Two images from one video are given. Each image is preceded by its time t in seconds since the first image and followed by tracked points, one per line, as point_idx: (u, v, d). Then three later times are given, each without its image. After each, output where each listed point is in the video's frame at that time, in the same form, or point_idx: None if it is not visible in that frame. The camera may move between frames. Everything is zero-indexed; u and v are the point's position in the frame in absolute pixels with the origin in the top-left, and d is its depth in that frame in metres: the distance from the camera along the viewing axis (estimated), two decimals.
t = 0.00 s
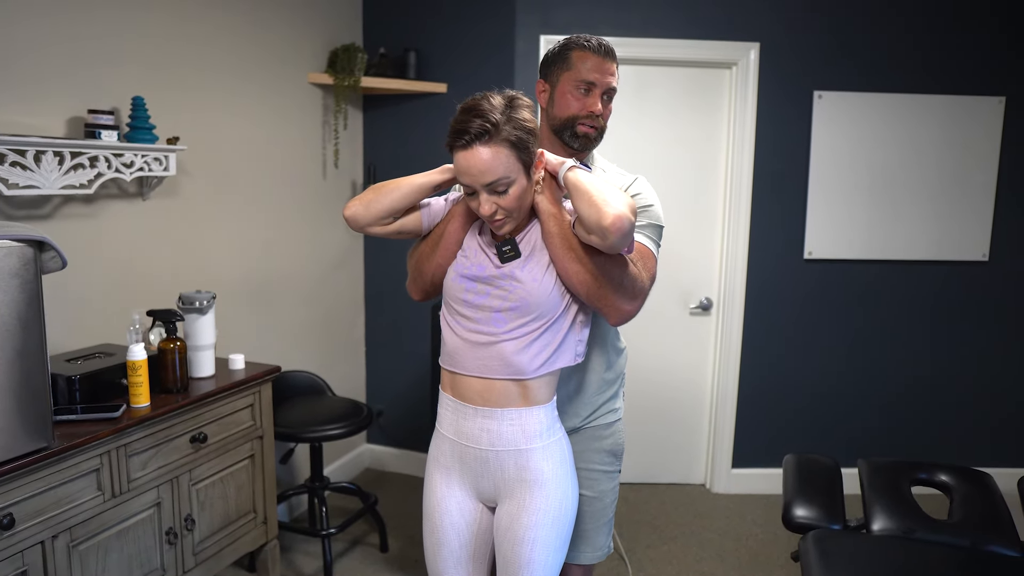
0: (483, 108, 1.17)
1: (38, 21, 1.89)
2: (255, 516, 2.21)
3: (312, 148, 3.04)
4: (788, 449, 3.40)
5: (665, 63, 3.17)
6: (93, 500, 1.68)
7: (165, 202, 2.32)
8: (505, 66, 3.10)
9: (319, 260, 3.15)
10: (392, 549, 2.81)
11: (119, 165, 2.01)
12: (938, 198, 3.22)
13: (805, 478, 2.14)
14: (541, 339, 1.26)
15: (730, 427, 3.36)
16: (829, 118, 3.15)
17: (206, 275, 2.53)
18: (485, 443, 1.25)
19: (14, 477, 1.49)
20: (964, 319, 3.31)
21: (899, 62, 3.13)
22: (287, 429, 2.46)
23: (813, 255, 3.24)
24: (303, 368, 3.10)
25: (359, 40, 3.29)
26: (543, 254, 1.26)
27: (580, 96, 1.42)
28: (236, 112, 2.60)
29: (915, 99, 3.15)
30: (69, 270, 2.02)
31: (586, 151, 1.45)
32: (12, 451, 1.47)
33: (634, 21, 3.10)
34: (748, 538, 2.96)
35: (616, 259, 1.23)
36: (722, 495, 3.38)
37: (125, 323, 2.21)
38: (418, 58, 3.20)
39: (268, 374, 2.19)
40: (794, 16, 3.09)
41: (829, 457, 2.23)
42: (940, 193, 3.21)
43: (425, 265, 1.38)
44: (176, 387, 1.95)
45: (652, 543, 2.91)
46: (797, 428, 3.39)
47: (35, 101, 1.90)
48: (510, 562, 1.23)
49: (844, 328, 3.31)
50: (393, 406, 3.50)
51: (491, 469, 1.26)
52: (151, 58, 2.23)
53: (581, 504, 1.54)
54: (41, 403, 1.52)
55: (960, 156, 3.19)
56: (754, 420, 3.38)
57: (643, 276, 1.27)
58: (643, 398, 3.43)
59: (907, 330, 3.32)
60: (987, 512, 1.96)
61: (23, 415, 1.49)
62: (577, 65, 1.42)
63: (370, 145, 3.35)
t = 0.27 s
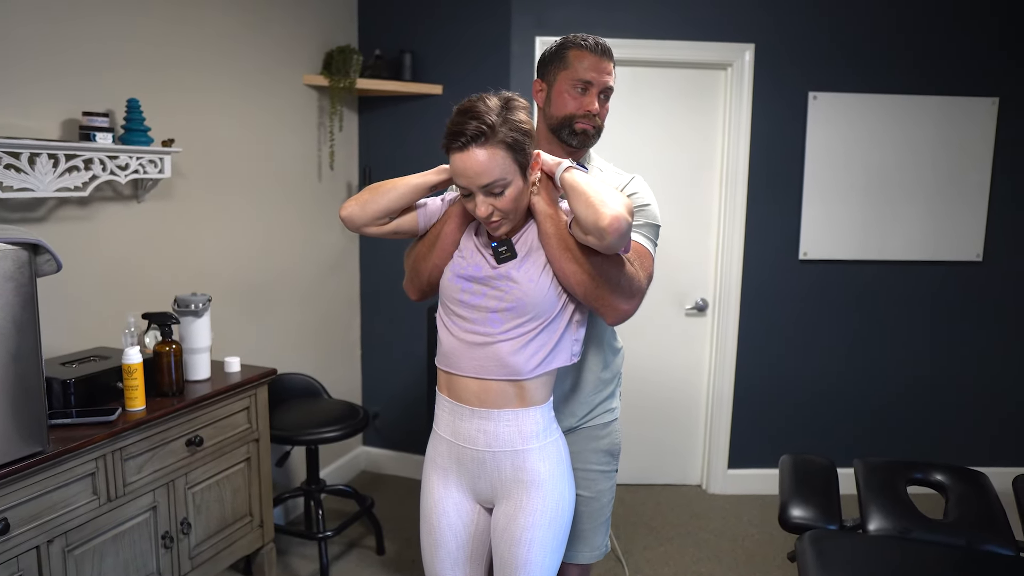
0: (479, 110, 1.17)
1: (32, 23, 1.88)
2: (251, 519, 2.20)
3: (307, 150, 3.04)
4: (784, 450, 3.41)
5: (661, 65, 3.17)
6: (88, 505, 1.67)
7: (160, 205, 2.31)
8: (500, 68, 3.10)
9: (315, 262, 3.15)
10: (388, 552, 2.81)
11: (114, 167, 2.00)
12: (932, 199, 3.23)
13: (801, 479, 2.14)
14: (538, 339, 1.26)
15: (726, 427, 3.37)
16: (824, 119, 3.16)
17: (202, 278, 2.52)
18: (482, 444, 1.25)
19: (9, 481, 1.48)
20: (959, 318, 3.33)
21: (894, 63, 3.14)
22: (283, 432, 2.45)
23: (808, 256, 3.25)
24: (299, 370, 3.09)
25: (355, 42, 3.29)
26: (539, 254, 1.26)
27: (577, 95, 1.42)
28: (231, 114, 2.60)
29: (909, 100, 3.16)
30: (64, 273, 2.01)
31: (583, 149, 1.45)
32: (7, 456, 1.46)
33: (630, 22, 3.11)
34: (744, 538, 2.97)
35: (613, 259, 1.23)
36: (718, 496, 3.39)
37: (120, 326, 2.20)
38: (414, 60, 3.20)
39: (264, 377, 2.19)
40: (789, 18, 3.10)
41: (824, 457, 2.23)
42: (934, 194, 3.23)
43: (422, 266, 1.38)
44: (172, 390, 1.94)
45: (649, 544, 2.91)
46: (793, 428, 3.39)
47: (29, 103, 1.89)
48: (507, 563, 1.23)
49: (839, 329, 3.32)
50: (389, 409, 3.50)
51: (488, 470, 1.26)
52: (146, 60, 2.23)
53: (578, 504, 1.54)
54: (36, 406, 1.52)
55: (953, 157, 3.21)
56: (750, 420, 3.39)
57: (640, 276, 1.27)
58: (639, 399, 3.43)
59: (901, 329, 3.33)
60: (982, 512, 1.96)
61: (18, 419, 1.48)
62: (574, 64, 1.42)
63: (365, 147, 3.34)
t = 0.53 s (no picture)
0: (474, 113, 1.17)
1: (26, 25, 1.88)
2: (245, 523, 2.20)
3: (302, 153, 3.04)
4: (778, 454, 3.41)
5: (655, 69, 3.19)
6: (81, 509, 1.66)
7: (154, 207, 2.30)
8: (495, 71, 3.10)
9: (309, 265, 3.14)
10: (383, 555, 2.80)
11: (108, 170, 2.00)
12: (924, 203, 3.25)
13: (795, 482, 2.15)
14: (533, 341, 1.26)
15: (720, 431, 3.37)
16: (818, 124, 3.17)
17: (196, 281, 2.51)
18: (477, 447, 1.25)
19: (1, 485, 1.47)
20: (951, 322, 3.34)
21: (886, 69, 3.17)
22: (277, 435, 2.44)
23: (802, 260, 3.26)
24: (293, 374, 3.08)
25: (350, 45, 3.29)
26: (535, 256, 1.26)
27: (572, 96, 1.43)
28: (226, 117, 2.59)
29: (902, 105, 3.18)
30: (57, 276, 2.00)
31: (580, 149, 1.45)
32: None
33: (625, 26, 3.12)
34: (739, 542, 2.97)
35: (609, 261, 1.23)
36: (712, 499, 3.39)
37: (113, 329, 2.20)
38: (409, 63, 3.20)
39: (258, 381, 2.18)
40: (783, 23, 3.12)
41: (818, 460, 2.24)
42: (926, 198, 3.25)
43: (417, 268, 1.38)
44: (166, 394, 1.93)
45: (643, 548, 2.91)
46: (787, 431, 3.40)
47: (23, 105, 1.89)
48: (502, 566, 1.23)
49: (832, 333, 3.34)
50: (383, 412, 3.49)
51: (483, 472, 1.26)
52: (141, 63, 2.22)
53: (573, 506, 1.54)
54: (29, 411, 1.51)
55: (946, 162, 3.23)
56: (744, 424, 3.39)
57: (635, 277, 1.28)
58: (633, 402, 3.44)
59: (894, 333, 3.34)
60: (975, 515, 1.97)
61: (11, 423, 1.47)
62: (569, 65, 1.43)
63: (360, 150, 3.34)
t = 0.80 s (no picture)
0: (471, 112, 1.17)
1: (23, 26, 1.87)
2: (246, 523, 2.20)
3: (300, 153, 3.03)
4: (777, 450, 3.42)
5: (653, 66, 3.18)
6: (82, 511, 1.66)
7: (152, 208, 2.30)
8: (493, 70, 3.10)
9: (307, 265, 3.14)
10: (384, 555, 2.80)
11: (106, 171, 1.99)
12: (922, 199, 3.25)
13: (796, 478, 2.15)
14: (533, 338, 1.26)
15: (720, 427, 3.37)
16: (815, 120, 3.18)
17: (194, 281, 2.51)
18: (478, 444, 1.25)
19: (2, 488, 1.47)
20: (949, 317, 3.35)
21: (883, 64, 3.17)
22: (278, 435, 2.44)
23: (800, 256, 3.26)
24: (292, 374, 3.08)
25: (346, 44, 3.29)
26: (534, 253, 1.26)
27: (570, 93, 1.42)
28: (223, 117, 2.59)
29: (899, 100, 3.18)
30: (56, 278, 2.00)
31: (577, 146, 1.45)
32: None
33: (622, 24, 3.11)
34: (739, 538, 2.98)
35: (609, 258, 1.23)
36: (713, 496, 3.39)
37: (112, 330, 2.19)
38: (406, 62, 3.20)
39: (258, 381, 2.18)
40: (780, 19, 3.12)
41: (818, 456, 2.24)
42: (924, 194, 3.25)
43: (417, 267, 1.38)
44: (166, 395, 1.93)
45: (644, 545, 2.91)
46: (787, 427, 3.41)
47: (20, 107, 1.88)
48: (505, 563, 1.23)
49: (831, 328, 3.34)
50: (383, 412, 3.49)
51: (484, 470, 1.26)
52: (137, 64, 2.22)
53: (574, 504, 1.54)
54: (29, 412, 1.50)
55: (943, 157, 3.23)
56: (744, 420, 3.40)
57: (635, 273, 1.28)
58: (633, 399, 3.44)
59: (893, 328, 3.35)
60: (975, 509, 1.97)
61: (11, 425, 1.47)
62: (567, 62, 1.43)
63: (358, 150, 3.34)
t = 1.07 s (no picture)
0: (470, 109, 1.16)
1: (20, 26, 1.86)
2: (248, 523, 2.19)
3: (298, 151, 3.03)
4: (778, 446, 3.42)
5: (651, 62, 3.18)
6: (84, 512, 1.66)
7: (150, 208, 2.29)
8: (490, 67, 3.09)
9: (306, 264, 3.13)
10: (385, 553, 2.80)
11: (104, 171, 1.99)
12: (920, 193, 3.26)
13: (797, 473, 2.15)
14: (532, 334, 1.25)
15: (720, 423, 3.38)
16: (814, 115, 3.18)
17: (193, 281, 2.50)
18: (478, 442, 1.25)
19: (3, 490, 1.46)
20: (947, 312, 3.35)
21: (880, 59, 3.17)
22: (279, 435, 2.44)
23: (799, 251, 3.26)
24: (292, 373, 3.07)
25: (344, 42, 3.28)
26: (533, 249, 1.26)
27: (568, 89, 1.42)
28: (221, 116, 2.58)
29: (897, 94, 3.18)
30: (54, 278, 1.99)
31: (576, 141, 1.45)
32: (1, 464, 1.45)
33: (620, 20, 3.11)
34: (741, 534, 2.98)
35: (609, 254, 1.22)
36: (714, 492, 3.40)
37: (112, 331, 2.19)
38: (403, 60, 3.19)
39: (258, 381, 2.18)
40: (778, 14, 3.11)
41: (819, 451, 2.24)
42: (922, 188, 3.25)
43: (417, 264, 1.37)
44: (166, 396, 1.93)
45: (646, 542, 2.91)
46: (787, 422, 3.41)
47: (17, 107, 1.87)
48: (506, 561, 1.22)
49: (831, 323, 3.34)
50: (383, 410, 3.49)
51: (485, 468, 1.25)
52: (134, 63, 2.21)
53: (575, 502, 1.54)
54: (31, 414, 1.50)
55: (941, 151, 3.23)
56: (744, 416, 3.40)
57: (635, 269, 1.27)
58: (633, 396, 3.44)
59: (892, 323, 3.35)
60: (977, 504, 1.98)
61: (12, 427, 1.46)
62: (565, 57, 1.42)
63: (355, 148, 3.33)
